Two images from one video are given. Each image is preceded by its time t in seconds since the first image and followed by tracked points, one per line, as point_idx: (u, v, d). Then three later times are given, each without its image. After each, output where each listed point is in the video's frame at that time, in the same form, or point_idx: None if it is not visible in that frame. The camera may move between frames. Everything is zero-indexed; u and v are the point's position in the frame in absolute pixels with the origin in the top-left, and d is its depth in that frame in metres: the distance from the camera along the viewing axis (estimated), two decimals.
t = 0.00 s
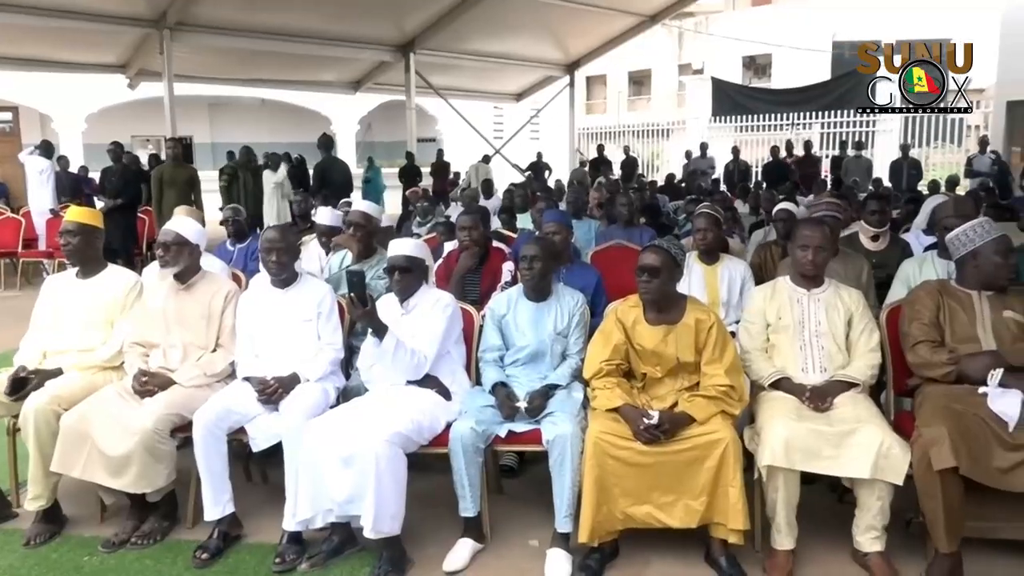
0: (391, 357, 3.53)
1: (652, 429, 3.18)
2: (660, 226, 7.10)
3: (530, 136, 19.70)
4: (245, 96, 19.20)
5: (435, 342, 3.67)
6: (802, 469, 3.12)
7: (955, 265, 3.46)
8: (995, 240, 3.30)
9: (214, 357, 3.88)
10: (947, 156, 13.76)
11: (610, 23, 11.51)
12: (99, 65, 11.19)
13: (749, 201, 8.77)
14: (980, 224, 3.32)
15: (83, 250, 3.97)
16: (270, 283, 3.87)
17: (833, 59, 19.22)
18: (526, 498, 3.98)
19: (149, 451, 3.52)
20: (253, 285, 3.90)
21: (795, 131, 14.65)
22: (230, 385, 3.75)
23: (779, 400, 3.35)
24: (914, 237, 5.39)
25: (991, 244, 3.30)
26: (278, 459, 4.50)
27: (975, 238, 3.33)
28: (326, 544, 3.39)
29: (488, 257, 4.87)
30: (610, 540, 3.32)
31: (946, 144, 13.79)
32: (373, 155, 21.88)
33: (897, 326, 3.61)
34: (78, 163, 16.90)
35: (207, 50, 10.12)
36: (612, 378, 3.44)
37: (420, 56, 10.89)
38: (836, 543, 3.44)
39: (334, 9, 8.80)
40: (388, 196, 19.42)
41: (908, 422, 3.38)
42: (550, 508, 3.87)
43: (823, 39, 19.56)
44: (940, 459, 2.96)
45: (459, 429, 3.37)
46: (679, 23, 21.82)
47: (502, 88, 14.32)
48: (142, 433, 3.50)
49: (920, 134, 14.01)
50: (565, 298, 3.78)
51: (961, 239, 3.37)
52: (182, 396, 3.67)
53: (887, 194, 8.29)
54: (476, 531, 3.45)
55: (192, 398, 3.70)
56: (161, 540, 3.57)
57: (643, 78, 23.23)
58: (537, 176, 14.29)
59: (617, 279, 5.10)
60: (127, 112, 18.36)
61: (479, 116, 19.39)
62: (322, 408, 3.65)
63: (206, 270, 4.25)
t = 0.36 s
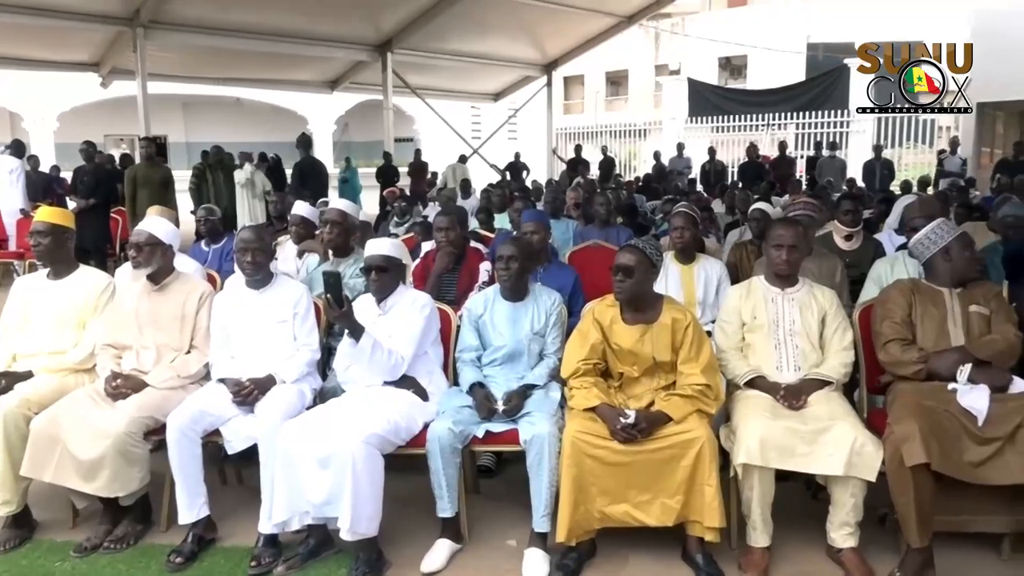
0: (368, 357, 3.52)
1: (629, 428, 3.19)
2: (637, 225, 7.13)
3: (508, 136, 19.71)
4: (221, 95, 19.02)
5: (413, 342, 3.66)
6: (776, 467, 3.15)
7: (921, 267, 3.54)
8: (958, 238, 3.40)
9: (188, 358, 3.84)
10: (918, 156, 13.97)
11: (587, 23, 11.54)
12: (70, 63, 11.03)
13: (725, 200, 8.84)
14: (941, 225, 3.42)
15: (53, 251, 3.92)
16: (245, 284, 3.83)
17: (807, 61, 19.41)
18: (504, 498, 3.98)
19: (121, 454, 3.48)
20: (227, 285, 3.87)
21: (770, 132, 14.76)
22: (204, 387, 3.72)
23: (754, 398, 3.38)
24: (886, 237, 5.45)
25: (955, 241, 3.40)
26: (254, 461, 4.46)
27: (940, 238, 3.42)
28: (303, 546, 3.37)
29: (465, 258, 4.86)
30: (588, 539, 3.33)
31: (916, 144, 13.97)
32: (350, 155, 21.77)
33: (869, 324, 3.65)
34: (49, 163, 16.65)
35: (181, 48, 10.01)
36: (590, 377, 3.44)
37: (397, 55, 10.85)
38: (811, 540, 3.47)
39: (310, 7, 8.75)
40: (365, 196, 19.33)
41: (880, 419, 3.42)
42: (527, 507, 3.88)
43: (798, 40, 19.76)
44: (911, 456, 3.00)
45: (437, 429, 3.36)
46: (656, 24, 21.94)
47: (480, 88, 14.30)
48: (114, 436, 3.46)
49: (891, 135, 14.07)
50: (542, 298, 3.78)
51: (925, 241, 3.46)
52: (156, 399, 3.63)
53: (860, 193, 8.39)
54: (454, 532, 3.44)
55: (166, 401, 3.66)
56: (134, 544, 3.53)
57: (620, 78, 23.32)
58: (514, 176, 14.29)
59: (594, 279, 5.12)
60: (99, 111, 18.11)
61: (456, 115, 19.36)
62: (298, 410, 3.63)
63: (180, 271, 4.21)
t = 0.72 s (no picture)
0: (343, 360, 3.51)
1: (605, 428, 3.20)
2: (613, 225, 7.16)
3: (485, 137, 19.72)
4: (195, 94, 18.85)
5: (390, 343, 3.64)
6: (750, 465, 3.17)
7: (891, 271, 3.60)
8: (924, 239, 3.48)
9: (161, 360, 3.80)
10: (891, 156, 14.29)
11: (563, 24, 11.59)
12: (40, 61, 10.86)
13: (700, 201, 8.90)
14: (905, 227, 3.52)
15: (21, 252, 3.86)
16: (218, 285, 3.79)
17: (781, 63, 19.62)
18: (480, 498, 3.98)
19: (91, 458, 3.43)
20: (201, 287, 3.83)
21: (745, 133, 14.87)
22: (177, 389, 3.68)
23: (728, 397, 3.41)
24: (858, 238, 5.49)
25: (922, 240, 3.47)
26: (228, 463, 4.43)
27: (905, 239, 3.51)
28: (278, 548, 3.35)
29: (442, 258, 4.84)
30: (565, 539, 3.34)
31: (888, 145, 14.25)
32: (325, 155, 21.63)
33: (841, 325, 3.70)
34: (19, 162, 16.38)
35: (153, 47, 9.91)
36: (565, 377, 3.45)
37: (373, 55, 10.82)
38: (785, 538, 3.50)
39: (285, 6, 8.69)
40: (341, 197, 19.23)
41: (852, 418, 3.47)
42: (504, 508, 3.88)
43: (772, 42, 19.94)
44: (886, 453, 3.03)
45: (413, 430, 3.35)
46: (632, 26, 22.07)
47: (456, 89, 14.28)
48: (85, 439, 3.42)
49: (863, 136, 14.25)
50: (518, 298, 3.78)
51: (892, 243, 3.55)
52: (127, 401, 3.59)
53: (834, 194, 8.48)
54: (430, 533, 3.43)
55: (138, 404, 3.61)
56: (105, 549, 3.49)
57: (596, 79, 23.41)
58: (491, 176, 14.29)
59: (569, 279, 5.13)
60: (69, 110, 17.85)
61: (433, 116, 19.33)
62: (274, 412, 3.60)
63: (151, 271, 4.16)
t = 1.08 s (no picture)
0: (318, 363, 3.52)
1: (579, 430, 3.21)
2: (587, 227, 7.20)
3: (459, 139, 19.70)
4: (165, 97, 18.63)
5: (364, 346, 3.63)
6: (722, 465, 3.20)
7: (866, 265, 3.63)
8: (904, 238, 3.50)
9: (130, 366, 3.75)
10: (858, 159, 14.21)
11: (536, 27, 11.62)
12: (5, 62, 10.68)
13: (672, 203, 8.97)
14: (889, 221, 3.51)
15: None
16: (188, 289, 3.75)
17: (752, 66, 19.84)
18: (455, 502, 3.97)
19: (59, 466, 3.37)
20: (171, 291, 3.79)
21: (716, 136, 15.03)
22: (147, 395, 3.64)
23: (700, 398, 3.44)
24: (828, 240, 5.55)
25: (904, 239, 3.49)
26: (199, 470, 4.38)
27: (887, 236, 3.51)
28: (250, 555, 3.32)
29: (416, 261, 4.83)
30: (539, 541, 3.35)
31: (856, 148, 14.23)
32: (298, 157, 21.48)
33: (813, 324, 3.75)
34: None
35: (122, 48, 9.78)
36: (539, 380, 3.45)
37: (345, 57, 10.77)
38: (757, 536, 3.54)
39: (256, 8, 8.62)
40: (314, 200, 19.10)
41: (824, 417, 3.51)
42: (478, 511, 3.88)
43: (743, 46, 20.14)
44: (874, 444, 3.04)
45: (387, 434, 3.34)
46: (604, 29, 22.20)
47: (429, 91, 14.25)
48: (53, 447, 3.36)
49: (832, 139, 14.39)
50: (492, 301, 3.78)
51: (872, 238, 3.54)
52: (96, 408, 3.54)
53: (803, 195, 8.58)
54: (405, 537, 3.42)
55: (107, 410, 3.56)
56: (73, 559, 3.43)
57: (569, 82, 23.50)
58: (465, 178, 14.28)
59: (542, 282, 5.14)
60: (35, 112, 17.54)
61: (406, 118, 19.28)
62: (246, 418, 3.57)
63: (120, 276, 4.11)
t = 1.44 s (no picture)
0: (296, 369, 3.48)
1: (547, 433, 3.21)
2: (556, 231, 7.22)
3: (428, 143, 19.66)
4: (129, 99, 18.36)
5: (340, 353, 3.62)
6: (689, 467, 3.24)
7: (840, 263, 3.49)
8: (878, 236, 3.34)
9: (92, 373, 3.68)
10: (824, 164, 14.56)
11: (505, 32, 11.64)
12: None
13: (640, 207, 9.04)
14: (863, 218, 3.35)
15: None
16: (152, 295, 3.69)
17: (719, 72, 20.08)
18: (424, 507, 3.96)
19: (17, 476, 3.30)
20: (134, 296, 3.73)
21: (684, 141, 15.17)
22: (109, 402, 3.58)
23: (667, 400, 3.47)
24: (791, 243, 5.65)
25: (877, 237, 3.33)
26: (163, 479, 4.31)
27: (860, 234, 3.36)
28: (216, 563, 3.27)
29: (384, 266, 4.81)
30: (508, 545, 3.35)
31: (822, 153, 14.56)
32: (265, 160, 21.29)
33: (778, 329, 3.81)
34: None
35: (84, 49, 9.61)
36: (508, 384, 3.46)
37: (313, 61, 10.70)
38: (725, 537, 3.57)
39: (222, 10, 8.54)
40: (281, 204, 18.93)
41: (789, 418, 3.57)
42: (448, 514, 3.87)
43: (709, 52, 20.38)
44: (846, 447, 3.08)
45: (355, 440, 3.32)
46: (573, 34, 22.31)
47: (398, 95, 14.20)
48: (11, 457, 3.29)
49: (798, 144, 14.65)
50: (462, 306, 3.79)
51: (846, 238, 3.38)
52: (56, 417, 3.47)
53: (769, 199, 8.70)
54: (374, 543, 3.40)
55: (67, 419, 3.50)
56: (33, 570, 3.37)
57: (539, 87, 23.58)
58: (434, 182, 14.24)
59: (511, 286, 5.14)
60: None
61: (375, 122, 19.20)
62: (212, 424, 3.53)
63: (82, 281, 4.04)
